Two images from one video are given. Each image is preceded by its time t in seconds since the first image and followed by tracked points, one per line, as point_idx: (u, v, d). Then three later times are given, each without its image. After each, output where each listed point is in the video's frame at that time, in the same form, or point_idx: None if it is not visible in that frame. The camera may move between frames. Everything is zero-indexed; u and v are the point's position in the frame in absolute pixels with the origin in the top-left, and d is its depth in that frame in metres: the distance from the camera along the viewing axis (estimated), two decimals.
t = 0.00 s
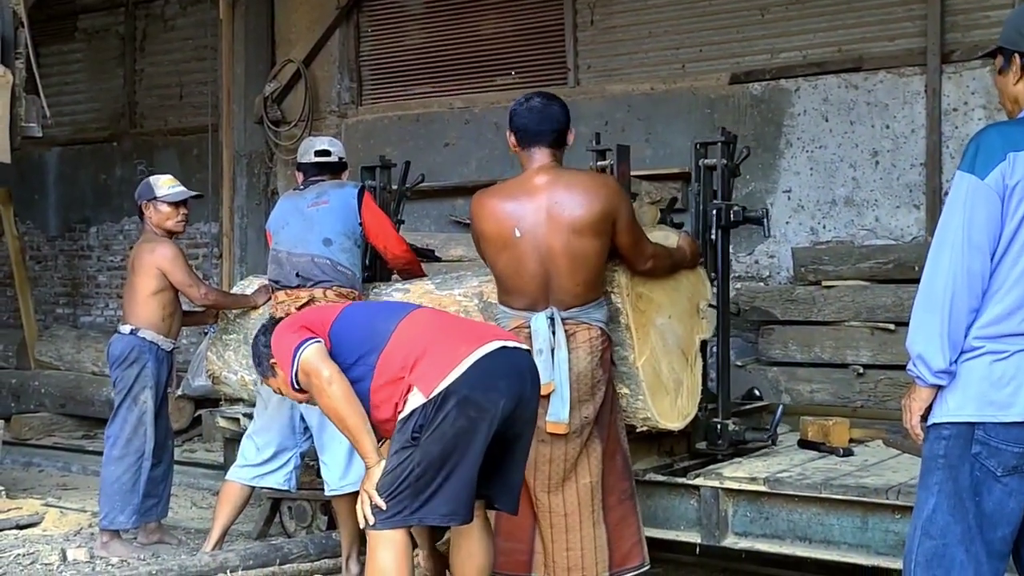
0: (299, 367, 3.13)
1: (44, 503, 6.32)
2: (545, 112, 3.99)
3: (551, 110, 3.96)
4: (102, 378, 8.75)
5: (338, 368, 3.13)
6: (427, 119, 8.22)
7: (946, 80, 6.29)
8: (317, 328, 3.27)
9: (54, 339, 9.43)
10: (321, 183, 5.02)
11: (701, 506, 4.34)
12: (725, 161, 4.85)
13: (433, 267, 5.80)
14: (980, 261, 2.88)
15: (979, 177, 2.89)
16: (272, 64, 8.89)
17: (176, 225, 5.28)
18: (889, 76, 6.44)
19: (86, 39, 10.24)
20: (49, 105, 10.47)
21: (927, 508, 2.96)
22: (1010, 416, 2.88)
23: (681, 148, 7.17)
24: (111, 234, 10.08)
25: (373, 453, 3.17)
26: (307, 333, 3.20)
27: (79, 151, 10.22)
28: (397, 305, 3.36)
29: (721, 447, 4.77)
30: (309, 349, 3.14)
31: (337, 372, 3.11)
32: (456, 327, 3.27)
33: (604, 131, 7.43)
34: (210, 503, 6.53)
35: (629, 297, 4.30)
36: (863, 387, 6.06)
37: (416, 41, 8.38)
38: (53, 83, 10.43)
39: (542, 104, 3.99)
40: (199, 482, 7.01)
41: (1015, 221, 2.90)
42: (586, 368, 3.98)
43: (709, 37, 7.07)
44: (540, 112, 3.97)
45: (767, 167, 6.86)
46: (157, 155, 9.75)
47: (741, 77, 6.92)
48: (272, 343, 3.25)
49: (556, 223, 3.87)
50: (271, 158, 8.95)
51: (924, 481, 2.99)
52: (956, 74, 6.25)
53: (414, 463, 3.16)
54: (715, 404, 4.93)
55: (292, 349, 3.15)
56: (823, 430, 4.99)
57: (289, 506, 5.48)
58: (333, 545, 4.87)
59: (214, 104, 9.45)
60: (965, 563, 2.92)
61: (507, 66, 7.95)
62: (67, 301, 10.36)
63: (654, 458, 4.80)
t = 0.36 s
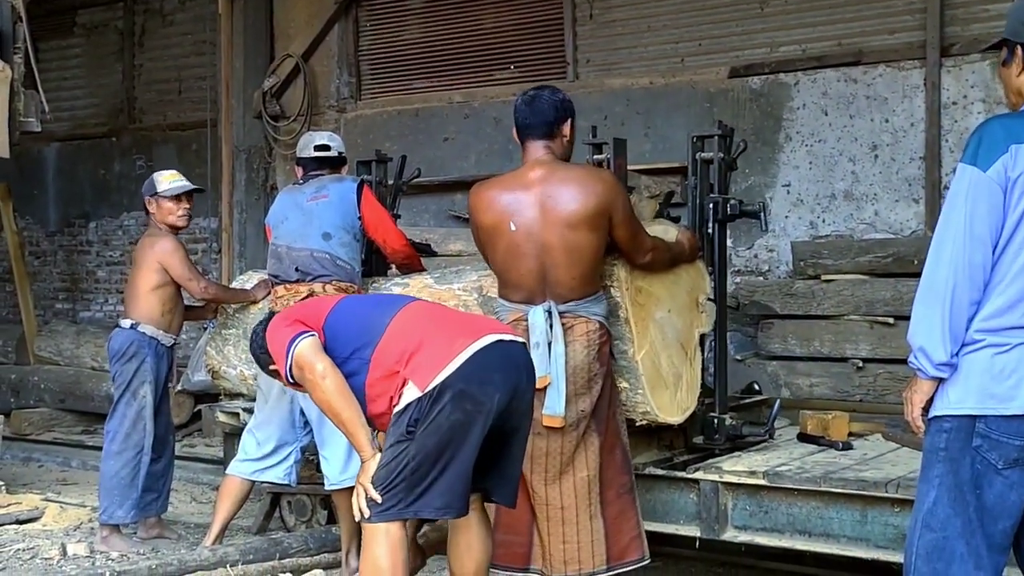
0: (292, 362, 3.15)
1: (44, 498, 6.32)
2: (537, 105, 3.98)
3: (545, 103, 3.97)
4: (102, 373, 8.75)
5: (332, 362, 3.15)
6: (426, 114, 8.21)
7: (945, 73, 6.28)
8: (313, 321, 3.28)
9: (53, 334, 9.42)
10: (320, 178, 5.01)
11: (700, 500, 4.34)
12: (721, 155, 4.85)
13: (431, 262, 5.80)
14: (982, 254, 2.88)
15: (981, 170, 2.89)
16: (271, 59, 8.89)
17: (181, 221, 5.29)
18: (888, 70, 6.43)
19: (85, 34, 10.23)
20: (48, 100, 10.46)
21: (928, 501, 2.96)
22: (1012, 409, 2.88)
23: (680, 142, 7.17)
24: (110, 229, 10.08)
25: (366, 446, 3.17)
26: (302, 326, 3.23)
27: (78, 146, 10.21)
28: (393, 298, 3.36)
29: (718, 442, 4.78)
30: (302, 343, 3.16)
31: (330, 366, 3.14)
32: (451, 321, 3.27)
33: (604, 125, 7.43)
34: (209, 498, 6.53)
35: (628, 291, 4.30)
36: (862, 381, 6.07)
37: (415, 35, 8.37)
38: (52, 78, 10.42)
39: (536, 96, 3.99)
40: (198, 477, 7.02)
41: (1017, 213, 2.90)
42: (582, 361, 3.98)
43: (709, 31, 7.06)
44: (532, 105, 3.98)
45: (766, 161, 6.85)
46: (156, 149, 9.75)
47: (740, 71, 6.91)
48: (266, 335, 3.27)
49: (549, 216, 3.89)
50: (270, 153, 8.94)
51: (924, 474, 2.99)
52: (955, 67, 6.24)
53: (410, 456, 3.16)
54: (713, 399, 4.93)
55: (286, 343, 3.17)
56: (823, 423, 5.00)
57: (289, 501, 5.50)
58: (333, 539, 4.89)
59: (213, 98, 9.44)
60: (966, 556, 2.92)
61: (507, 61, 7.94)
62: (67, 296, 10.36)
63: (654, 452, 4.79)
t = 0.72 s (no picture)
0: (297, 359, 3.09)
1: (42, 495, 6.31)
2: (533, 102, 3.98)
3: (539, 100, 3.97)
4: (100, 371, 8.74)
5: (338, 359, 3.11)
6: (424, 110, 8.21)
7: (943, 69, 6.27)
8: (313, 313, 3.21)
9: (51, 331, 9.42)
10: (317, 174, 5.01)
11: (698, 496, 4.34)
12: (717, 151, 4.84)
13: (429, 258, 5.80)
14: (982, 249, 2.88)
15: (981, 164, 2.89)
16: (269, 55, 8.89)
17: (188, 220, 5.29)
18: (886, 65, 6.43)
19: (83, 31, 10.21)
20: (46, 97, 10.45)
21: (927, 497, 2.96)
22: (1011, 405, 2.88)
23: (678, 138, 7.17)
24: (107, 226, 10.07)
25: (372, 449, 3.16)
26: (304, 319, 3.16)
27: (77, 143, 10.20)
28: (394, 292, 3.32)
29: (715, 438, 4.78)
30: (307, 340, 3.10)
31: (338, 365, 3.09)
32: (457, 319, 3.27)
33: (602, 122, 7.42)
34: (207, 495, 6.54)
35: (627, 287, 4.32)
36: (860, 377, 6.08)
37: (412, 32, 8.36)
38: (49, 75, 10.41)
39: (530, 95, 3.99)
40: (197, 474, 7.03)
41: (1017, 208, 2.90)
42: (580, 358, 3.98)
43: (707, 27, 7.06)
44: (528, 103, 3.97)
45: (764, 157, 6.85)
46: (153, 146, 9.74)
47: (738, 67, 6.91)
48: (263, 323, 3.18)
49: (548, 212, 3.88)
50: (268, 150, 8.94)
51: (924, 470, 2.99)
52: (953, 63, 6.24)
53: (418, 457, 3.17)
54: (709, 395, 4.94)
55: (290, 340, 3.10)
56: (821, 419, 5.00)
57: (287, 497, 5.50)
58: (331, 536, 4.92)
59: (211, 95, 9.43)
60: (965, 552, 2.92)
61: (505, 57, 7.93)
62: (65, 293, 10.36)
63: (650, 449, 4.81)
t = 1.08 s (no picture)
0: (317, 356, 2.96)
1: (43, 492, 6.31)
2: (498, 115, 4.08)
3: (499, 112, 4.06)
4: (101, 368, 8.74)
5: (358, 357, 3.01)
6: (424, 107, 8.20)
7: (943, 65, 6.26)
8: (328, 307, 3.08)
9: (51, 329, 9.42)
10: (315, 171, 5.00)
11: (699, 493, 4.34)
12: (717, 148, 4.82)
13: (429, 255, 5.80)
14: (985, 245, 2.88)
15: (984, 160, 2.89)
16: (269, 52, 8.89)
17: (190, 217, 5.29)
18: (887, 61, 6.42)
19: (83, 29, 10.21)
20: (46, 95, 10.44)
21: (929, 494, 2.96)
22: (1014, 402, 2.88)
23: (678, 135, 7.16)
24: (108, 223, 10.06)
25: (382, 451, 3.11)
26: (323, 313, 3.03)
27: (77, 140, 10.20)
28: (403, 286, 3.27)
29: (715, 435, 4.77)
30: (329, 337, 2.98)
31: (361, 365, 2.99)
32: (464, 316, 3.27)
33: (602, 118, 7.42)
34: (209, 492, 6.54)
35: (627, 282, 4.37)
36: (860, 373, 6.08)
37: (413, 28, 8.36)
38: (49, 73, 10.40)
39: (492, 109, 4.08)
40: (198, 471, 7.03)
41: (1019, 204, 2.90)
42: (574, 355, 3.98)
43: (707, 24, 7.05)
44: (491, 114, 4.06)
45: (765, 153, 6.85)
46: (154, 144, 9.74)
47: (738, 63, 6.90)
48: (276, 317, 3.01)
49: (534, 202, 3.90)
50: (269, 147, 8.94)
51: (926, 466, 2.99)
52: (953, 59, 6.23)
53: (433, 457, 3.19)
54: (709, 392, 4.93)
55: (309, 338, 2.96)
56: (821, 415, 5.00)
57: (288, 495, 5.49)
58: (331, 533, 4.99)
59: (211, 92, 9.43)
60: (967, 549, 2.92)
61: (505, 54, 7.92)
62: (65, 291, 10.35)
63: (652, 445, 4.79)
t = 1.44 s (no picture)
0: (315, 350, 2.96)
1: (45, 490, 6.30)
2: (476, 115, 4.13)
3: (478, 112, 4.12)
4: (102, 365, 8.74)
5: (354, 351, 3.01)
6: (425, 104, 8.20)
7: (945, 61, 6.25)
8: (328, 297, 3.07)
9: (53, 327, 9.43)
10: (314, 168, 5.02)
11: (701, 490, 4.34)
12: (719, 144, 4.81)
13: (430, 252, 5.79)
14: (988, 241, 2.87)
15: (987, 156, 2.88)
16: (270, 49, 8.89)
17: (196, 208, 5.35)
18: (889, 57, 6.41)
19: (84, 26, 10.21)
20: (47, 92, 10.44)
21: (932, 490, 2.95)
22: (1018, 399, 2.86)
23: (680, 131, 7.15)
24: (110, 221, 10.06)
25: (381, 445, 3.12)
26: (321, 304, 3.03)
27: (78, 138, 10.20)
28: (403, 275, 3.25)
29: (717, 431, 4.75)
30: (326, 330, 2.97)
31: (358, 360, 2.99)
32: (462, 306, 3.25)
33: (603, 115, 7.41)
34: (210, 489, 6.54)
35: (628, 279, 4.37)
36: (862, 370, 6.08)
37: (414, 25, 8.35)
38: (50, 70, 10.40)
39: (470, 110, 4.14)
40: (199, 469, 7.02)
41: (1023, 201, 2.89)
42: (555, 354, 3.99)
43: (709, 20, 7.03)
44: (467, 116, 4.12)
45: (766, 150, 6.84)
46: (155, 141, 9.74)
47: (740, 59, 6.89)
48: (275, 306, 3.01)
49: (510, 198, 3.94)
50: (270, 144, 8.93)
51: (928, 463, 2.98)
52: (955, 55, 6.22)
53: (430, 451, 3.19)
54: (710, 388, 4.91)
55: (306, 333, 2.96)
56: (824, 412, 5.00)
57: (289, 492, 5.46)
58: (333, 531, 4.97)
59: (212, 90, 9.42)
60: (970, 545, 2.91)
61: (505, 51, 7.91)
62: (67, 289, 10.35)
63: (654, 441, 4.75)
